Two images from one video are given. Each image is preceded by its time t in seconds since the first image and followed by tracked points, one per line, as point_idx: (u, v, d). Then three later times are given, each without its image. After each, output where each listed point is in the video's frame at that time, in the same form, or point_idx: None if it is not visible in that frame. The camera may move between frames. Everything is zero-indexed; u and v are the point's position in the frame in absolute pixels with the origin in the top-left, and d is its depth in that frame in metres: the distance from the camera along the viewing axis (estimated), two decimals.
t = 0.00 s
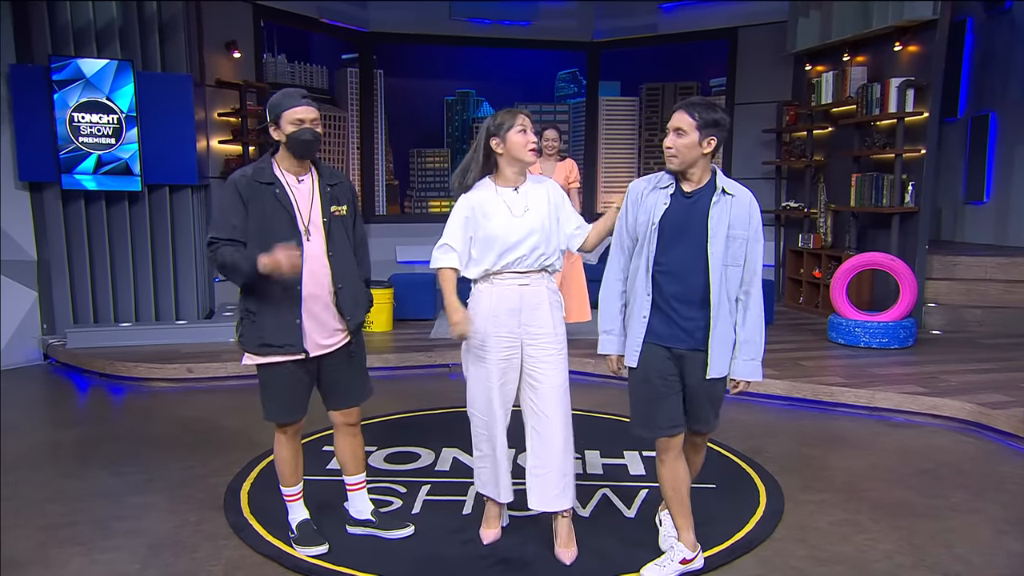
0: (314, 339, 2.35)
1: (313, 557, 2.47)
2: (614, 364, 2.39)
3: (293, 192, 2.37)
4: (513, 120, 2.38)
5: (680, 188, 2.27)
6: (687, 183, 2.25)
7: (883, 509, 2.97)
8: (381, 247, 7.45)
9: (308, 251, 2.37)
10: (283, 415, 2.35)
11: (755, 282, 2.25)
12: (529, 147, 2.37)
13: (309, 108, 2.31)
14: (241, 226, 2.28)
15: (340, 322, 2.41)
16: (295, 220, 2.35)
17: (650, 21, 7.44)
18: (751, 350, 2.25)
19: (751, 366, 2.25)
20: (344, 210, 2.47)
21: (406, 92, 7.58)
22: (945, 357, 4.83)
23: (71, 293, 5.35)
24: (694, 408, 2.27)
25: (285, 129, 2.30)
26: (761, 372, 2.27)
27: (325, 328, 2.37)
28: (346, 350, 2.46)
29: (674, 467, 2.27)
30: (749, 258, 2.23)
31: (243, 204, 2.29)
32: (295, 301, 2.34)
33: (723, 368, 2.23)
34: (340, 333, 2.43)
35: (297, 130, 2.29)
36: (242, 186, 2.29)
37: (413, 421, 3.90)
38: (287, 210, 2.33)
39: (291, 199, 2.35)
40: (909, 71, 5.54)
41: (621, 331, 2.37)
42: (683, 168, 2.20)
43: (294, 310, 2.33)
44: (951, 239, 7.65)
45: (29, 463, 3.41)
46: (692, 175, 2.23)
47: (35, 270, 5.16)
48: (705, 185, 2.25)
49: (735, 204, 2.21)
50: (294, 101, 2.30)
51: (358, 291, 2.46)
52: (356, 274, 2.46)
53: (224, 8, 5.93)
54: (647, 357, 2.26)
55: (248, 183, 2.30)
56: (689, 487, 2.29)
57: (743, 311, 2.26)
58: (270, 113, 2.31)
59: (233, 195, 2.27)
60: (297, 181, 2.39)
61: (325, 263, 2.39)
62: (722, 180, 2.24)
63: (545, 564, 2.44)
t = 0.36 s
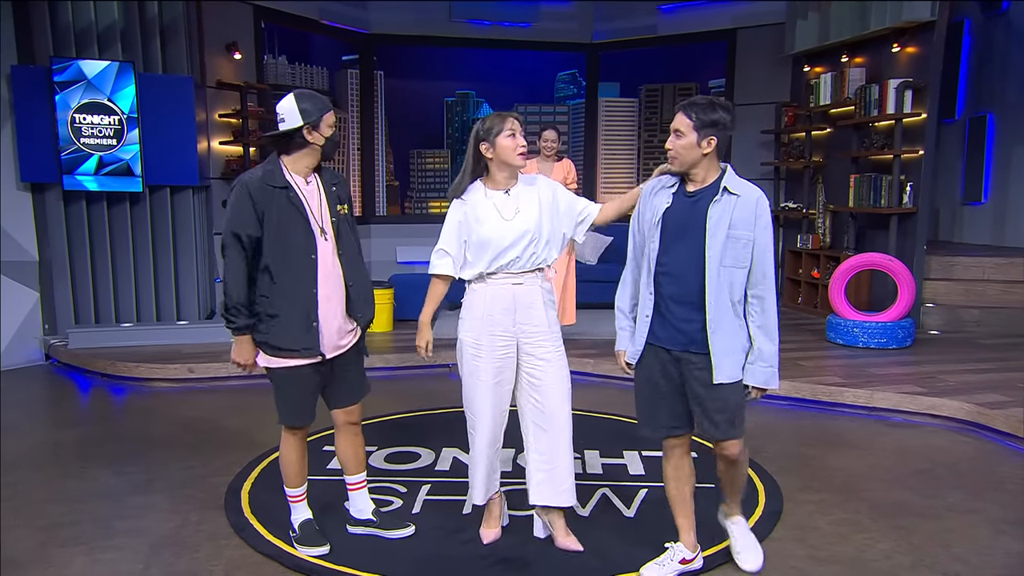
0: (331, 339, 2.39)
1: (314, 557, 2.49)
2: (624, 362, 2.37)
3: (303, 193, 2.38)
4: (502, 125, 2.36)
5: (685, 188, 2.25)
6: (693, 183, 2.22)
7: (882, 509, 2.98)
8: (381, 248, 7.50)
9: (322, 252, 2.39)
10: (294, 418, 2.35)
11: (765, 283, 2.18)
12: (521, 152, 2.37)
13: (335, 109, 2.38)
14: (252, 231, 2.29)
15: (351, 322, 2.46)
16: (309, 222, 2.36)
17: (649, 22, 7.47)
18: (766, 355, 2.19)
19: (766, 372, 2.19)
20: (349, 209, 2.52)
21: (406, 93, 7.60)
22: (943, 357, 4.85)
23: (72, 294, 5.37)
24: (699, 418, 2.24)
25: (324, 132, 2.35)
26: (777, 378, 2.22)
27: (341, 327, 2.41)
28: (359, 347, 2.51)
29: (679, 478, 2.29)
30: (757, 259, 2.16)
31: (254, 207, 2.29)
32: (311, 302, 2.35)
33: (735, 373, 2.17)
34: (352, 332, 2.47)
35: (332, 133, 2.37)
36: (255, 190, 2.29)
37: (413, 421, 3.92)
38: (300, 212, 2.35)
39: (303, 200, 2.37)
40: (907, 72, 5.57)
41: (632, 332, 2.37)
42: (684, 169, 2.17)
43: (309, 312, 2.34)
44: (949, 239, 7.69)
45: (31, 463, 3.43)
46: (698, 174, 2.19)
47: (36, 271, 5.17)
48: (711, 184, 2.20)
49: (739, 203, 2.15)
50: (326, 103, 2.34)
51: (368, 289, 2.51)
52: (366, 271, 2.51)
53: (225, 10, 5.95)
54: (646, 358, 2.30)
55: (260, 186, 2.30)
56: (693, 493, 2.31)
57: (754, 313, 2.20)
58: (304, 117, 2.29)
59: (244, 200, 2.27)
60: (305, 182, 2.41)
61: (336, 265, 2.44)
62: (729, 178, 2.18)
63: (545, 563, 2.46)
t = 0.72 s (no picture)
0: (342, 340, 2.42)
1: (313, 557, 2.49)
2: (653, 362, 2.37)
3: (310, 195, 2.37)
4: (513, 129, 2.37)
5: (713, 188, 2.23)
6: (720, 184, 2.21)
7: (880, 509, 2.98)
8: (379, 248, 7.51)
9: (330, 253, 2.41)
10: (303, 419, 2.35)
11: (786, 289, 2.11)
12: (534, 153, 2.37)
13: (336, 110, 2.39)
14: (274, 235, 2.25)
15: (354, 322, 2.48)
16: (320, 224, 2.37)
17: (648, 23, 7.49)
18: (769, 357, 2.09)
19: (764, 375, 2.09)
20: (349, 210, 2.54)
21: (404, 93, 7.61)
22: (942, 357, 4.85)
23: (71, 293, 5.36)
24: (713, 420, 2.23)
25: (330, 133, 2.36)
26: (775, 383, 2.10)
27: (348, 327, 2.44)
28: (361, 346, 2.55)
29: (686, 476, 2.30)
30: (778, 264, 2.12)
31: (273, 208, 2.25)
32: (326, 304, 2.37)
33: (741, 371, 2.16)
34: (356, 331, 2.51)
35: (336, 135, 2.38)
36: (273, 194, 2.25)
37: (412, 422, 3.92)
38: (312, 214, 2.35)
39: (312, 203, 2.36)
40: (905, 73, 5.58)
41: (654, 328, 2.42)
42: (711, 169, 2.17)
43: (324, 313, 2.36)
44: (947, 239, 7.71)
45: (30, 463, 3.43)
46: (725, 173, 2.18)
47: (35, 271, 5.17)
48: (737, 185, 2.18)
49: (762, 206, 2.12)
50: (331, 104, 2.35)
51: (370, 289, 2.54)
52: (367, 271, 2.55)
53: (224, 11, 5.97)
54: (669, 363, 2.30)
55: (276, 188, 2.27)
56: (698, 493, 2.32)
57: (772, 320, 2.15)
58: (314, 118, 2.29)
59: (263, 202, 2.22)
60: (310, 184, 2.40)
61: (341, 268, 2.45)
62: (755, 179, 2.15)
63: (544, 564, 2.46)
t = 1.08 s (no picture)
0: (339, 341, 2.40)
1: (308, 558, 2.49)
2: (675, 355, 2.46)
3: (308, 196, 2.37)
4: (519, 128, 2.36)
5: (737, 192, 2.29)
6: (744, 190, 2.25)
7: (876, 509, 2.99)
8: (376, 249, 7.49)
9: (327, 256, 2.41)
10: (298, 421, 2.34)
11: (805, 297, 2.16)
12: (539, 153, 2.37)
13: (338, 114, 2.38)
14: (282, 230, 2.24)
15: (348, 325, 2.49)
16: (318, 226, 2.36)
17: (644, 24, 7.50)
18: (793, 368, 2.15)
19: (792, 388, 2.15)
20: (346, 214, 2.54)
21: (402, 93, 7.61)
22: (938, 358, 4.86)
23: (67, 295, 5.34)
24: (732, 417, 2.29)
25: (328, 136, 2.37)
26: (804, 395, 2.16)
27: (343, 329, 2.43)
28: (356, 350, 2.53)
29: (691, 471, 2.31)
30: (799, 271, 2.16)
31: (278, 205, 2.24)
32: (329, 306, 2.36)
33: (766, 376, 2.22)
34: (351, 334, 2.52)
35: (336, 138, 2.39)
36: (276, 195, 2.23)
37: (408, 423, 3.92)
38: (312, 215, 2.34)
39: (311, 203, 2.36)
40: (902, 74, 5.59)
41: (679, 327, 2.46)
42: (736, 173, 2.21)
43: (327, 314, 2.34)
44: (944, 239, 7.73)
45: (25, 464, 3.42)
46: (749, 179, 2.22)
47: (31, 272, 5.16)
48: (759, 191, 2.23)
49: (784, 212, 2.16)
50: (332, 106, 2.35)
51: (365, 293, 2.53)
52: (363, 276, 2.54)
53: (222, 12, 5.98)
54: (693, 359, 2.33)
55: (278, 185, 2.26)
56: (701, 491, 2.32)
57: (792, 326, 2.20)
58: (315, 121, 2.28)
59: (269, 199, 2.22)
60: (308, 186, 2.41)
61: (337, 272, 2.45)
62: (777, 186, 2.19)
63: (541, 564, 2.46)
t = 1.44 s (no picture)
0: (336, 343, 2.41)
1: (307, 559, 2.49)
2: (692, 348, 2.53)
3: (307, 195, 2.37)
4: (501, 130, 2.40)
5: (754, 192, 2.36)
6: (761, 189, 2.32)
7: (876, 509, 2.99)
8: (375, 249, 7.47)
9: (326, 257, 2.40)
10: (294, 421, 2.34)
11: (823, 297, 2.21)
12: (520, 156, 2.41)
13: (338, 114, 2.34)
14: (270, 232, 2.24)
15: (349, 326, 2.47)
16: (314, 226, 2.36)
17: (643, 25, 7.51)
18: (819, 368, 2.23)
19: (820, 387, 2.24)
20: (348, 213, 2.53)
21: (401, 93, 7.61)
22: (937, 358, 4.87)
23: (67, 295, 5.34)
24: (742, 410, 2.35)
25: (319, 134, 2.33)
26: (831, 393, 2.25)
27: (342, 330, 2.43)
28: (356, 351, 2.53)
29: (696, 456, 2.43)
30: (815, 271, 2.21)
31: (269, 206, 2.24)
32: (324, 306, 2.35)
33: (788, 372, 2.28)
34: (352, 336, 2.49)
35: (330, 137, 2.34)
36: (267, 193, 2.24)
37: (408, 423, 3.92)
38: (309, 215, 2.34)
39: (308, 202, 2.35)
40: (901, 74, 5.60)
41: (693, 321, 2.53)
42: (755, 172, 2.26)
43: (322, 316, 2.34)
44: (943, 239, 7.74)
45: (25, 465, 3.42)
46: (767, 178, 2.28)
47: (30, 272, 5.15)
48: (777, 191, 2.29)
49: (800, 213, 2.21)
50: (325, 105, 2.33)
51: (365, 294, 2.52)
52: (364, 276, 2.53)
53: (222, 13, 5.98)
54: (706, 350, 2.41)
55: (270, 186, 2.26)
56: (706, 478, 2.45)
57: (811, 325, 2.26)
58: (299, 117, 2.28)
59: (258, 201, 2.21)
60: (308, 185, 2.40)
61: (337, 272, 2.45)
62: (793, 185, 2.25)
63: (540, 564, 2.46)
